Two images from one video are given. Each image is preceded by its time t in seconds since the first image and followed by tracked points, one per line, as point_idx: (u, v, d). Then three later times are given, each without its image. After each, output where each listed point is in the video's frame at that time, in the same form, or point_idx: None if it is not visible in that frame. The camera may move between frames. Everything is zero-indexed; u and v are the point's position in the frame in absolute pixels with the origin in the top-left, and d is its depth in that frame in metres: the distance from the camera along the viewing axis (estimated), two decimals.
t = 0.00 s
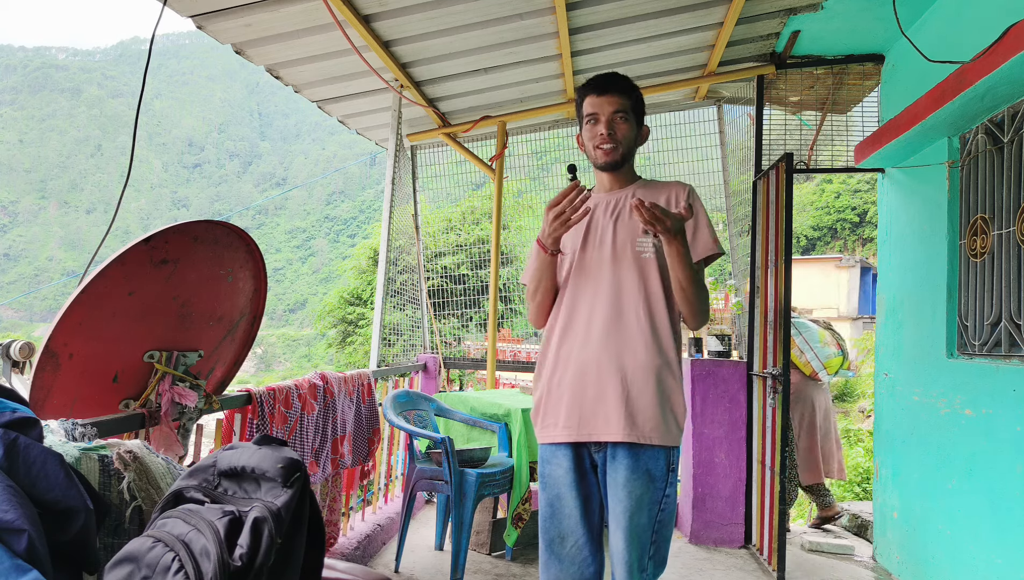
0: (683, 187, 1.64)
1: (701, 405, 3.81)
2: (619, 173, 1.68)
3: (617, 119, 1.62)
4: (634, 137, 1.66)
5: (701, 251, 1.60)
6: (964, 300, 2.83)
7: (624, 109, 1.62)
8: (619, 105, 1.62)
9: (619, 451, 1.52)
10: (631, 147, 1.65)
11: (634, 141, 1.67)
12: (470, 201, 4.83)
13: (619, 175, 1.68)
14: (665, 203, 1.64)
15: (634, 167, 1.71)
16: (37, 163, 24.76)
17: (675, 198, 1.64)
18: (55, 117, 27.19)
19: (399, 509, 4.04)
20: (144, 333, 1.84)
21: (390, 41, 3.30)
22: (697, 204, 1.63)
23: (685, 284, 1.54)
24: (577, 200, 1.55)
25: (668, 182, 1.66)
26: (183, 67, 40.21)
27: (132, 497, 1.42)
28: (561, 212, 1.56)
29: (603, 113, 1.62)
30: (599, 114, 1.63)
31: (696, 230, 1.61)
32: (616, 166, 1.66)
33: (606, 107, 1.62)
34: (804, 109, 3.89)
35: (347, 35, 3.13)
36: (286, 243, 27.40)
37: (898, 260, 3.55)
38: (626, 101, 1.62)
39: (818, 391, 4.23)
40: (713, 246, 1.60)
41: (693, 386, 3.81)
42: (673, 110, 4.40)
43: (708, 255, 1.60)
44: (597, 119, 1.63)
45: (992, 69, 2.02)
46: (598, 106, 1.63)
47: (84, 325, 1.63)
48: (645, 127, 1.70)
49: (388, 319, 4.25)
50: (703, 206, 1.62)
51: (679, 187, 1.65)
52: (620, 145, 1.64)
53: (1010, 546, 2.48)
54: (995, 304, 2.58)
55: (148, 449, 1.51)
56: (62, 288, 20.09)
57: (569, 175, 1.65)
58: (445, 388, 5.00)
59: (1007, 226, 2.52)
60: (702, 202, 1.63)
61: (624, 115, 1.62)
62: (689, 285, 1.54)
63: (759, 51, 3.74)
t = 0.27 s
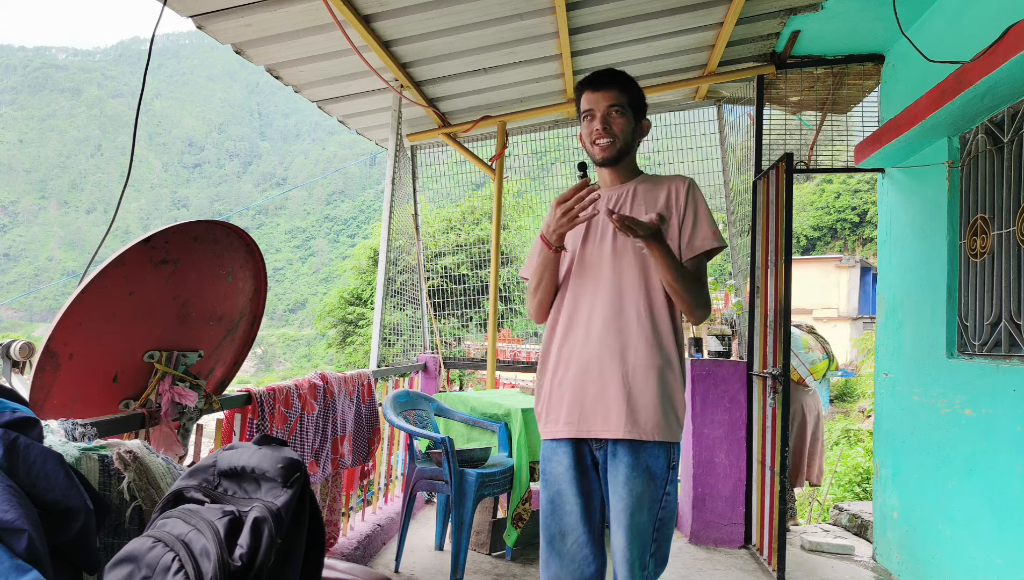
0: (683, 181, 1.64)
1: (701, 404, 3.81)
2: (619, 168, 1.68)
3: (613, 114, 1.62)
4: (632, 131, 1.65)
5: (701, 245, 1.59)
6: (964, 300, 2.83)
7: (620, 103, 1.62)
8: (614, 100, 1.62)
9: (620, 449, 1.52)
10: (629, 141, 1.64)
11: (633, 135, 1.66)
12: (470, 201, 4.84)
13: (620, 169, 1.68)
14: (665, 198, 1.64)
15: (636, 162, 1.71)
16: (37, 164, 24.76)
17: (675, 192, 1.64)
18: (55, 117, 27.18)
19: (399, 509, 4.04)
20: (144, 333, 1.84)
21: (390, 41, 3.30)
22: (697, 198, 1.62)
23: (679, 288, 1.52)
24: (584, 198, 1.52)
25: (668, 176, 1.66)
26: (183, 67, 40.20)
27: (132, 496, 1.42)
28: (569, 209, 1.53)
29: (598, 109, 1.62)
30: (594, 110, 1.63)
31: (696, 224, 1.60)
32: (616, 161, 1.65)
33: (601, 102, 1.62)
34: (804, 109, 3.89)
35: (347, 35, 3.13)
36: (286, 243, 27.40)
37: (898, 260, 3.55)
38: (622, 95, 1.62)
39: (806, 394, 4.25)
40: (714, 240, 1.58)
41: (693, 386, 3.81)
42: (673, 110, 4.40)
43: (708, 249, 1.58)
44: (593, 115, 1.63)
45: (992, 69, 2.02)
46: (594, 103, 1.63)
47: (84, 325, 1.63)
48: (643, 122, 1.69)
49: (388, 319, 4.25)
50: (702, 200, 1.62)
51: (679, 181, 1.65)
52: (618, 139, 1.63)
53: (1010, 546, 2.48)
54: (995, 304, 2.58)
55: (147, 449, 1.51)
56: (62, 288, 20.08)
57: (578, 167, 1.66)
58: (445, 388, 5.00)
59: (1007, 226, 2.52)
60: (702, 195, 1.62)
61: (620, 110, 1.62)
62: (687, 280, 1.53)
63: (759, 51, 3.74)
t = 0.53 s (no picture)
0: (684, 187, 1.63)
1: (701, 404, 3.81)
2: (621, 171, 1.67)
3: (609, 118, 1.62)
4: (630, 135, 1.65)
5: (700, 254, 1.59)
6: (964, 300, 2.83)
7: (615, 107, 1.62)
8: (611, 103, 1.62)
9: (619, 450, 1.52)
10: (629, 144, 1.65)
11: (632, 137, 1.66)
12: (470, 201, 4.84)
13: (622, 172, 1.68)
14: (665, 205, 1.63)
15: (639, 164, 1.70)
16: (37, 163, 24.76)
17: (676, 199, 1.63)
18: (55, 117, 27.18)
19: (399, 509, 4.04)
20: (144, 333, 1.84)
21: (391, 41, 3.30)
22: (697, 205, 1.61)
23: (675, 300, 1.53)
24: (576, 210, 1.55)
25: (669, 181, 1.66)
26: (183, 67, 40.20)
27: (132, 497, 1.42)
28: (563, 223, 1.56)
29: (594, 114, 1.63)
30: (591, 115, 1.63)
31: (696, 232, 1.60)
32: (616, 164, 1.66)
33: (597, 107, 1.62)
34: (804, 109, 3.89)
35: (347, 34, 3.13)
36: (286, 243, 27.40)
37: (898, 260, 3.55)
38: (618, 98, 1.62)
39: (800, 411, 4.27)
40: (714, 250, 1.58)
41: (693, 386, 3.81)
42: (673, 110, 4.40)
43: (708, 258, 1.58)
44: (590, 121, 1.64)
45: (992, 69, 2.02)
46: (590, 107, 1.63)
47: (84, 325, 1.63)
48: (643, 122, 1.69)
49: (388, 319, 4.24)
50: (703, 207, 1.61)
51: (680, 187, 1.64)
52: (616, 142, 1.64)
53: (1010, 546, 2.48)
54: (995, 304, 2.58)
55: (147, 449, 1.51)
56: (62, 288, 20.09)
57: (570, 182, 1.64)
58: (445, 388, 5.00)
59: (1007, 226, 2.52)
60: (703, 202, 1.61)
61: (616, 114, 1.62)
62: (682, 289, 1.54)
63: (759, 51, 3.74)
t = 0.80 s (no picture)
0: (684, 189, 1.63)
1: (701, 404, 3.81)
2: (621, 173, 1.68)
3: (612, 120, 1.62)
4: (632, 138, 1.65)
5: (699, 255, 1.59)
6: (964, 300, 2.83)
7: (620, 111, 1.62)
8: (615, 107, 1.62)
9: (619, 449, 1.52)
10: (630, 148, 1.65)
11: (634, 141, 1.67)
12: (471, 201, 4.84)
13: (622, 174, 1.68)
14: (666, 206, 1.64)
15: (639, 166, 1.70)
16: (38, 164, 24.76)
17: (675, 201, 1.63)
18: (55, 117, 27.18)
19: (399, 509, 4.04)
20: (144, 333, 1.84)
21: (391, 41, 3.30)
22: (697, 207, 1.61)
23: (675, 299, 1.53)
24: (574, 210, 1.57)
25: (669, 183, 1.66)
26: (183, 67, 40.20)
27: (132, 496, 1.42)
28: (563, 220, 1.58)
29: (597, 116, 1.62)
30: (593, 117, 1.63)
31: (696, 234, 1.60)
32: (616, 166, 1.66)
33: (600, 109, 1.62)
34: (804, 109, 3.89)
35: (347, 35, 3.13)
36: (286, 243, 27.40)
37: (898, 260, 3.55)
38: (622, 102, 1.62)
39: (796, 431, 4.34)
40: (713, 251, 1.58)
41: (693, 386, 3.81)
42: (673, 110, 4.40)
43: (706, 259, 1.58)
44: (593, 122, 1.64)
45: (992, 69, 2.02)
46: (593, 109, 1.63)
47: (84, 325, 1.63)
48: (645, 126, 1.69)
49: (388, 319, 4.24)
50: (702, 209, 1.61)
51: (679, 189, 1.64)
52: (619, 146, 1.64)
53: (1010, 546, 2.48)
54: (995, 304, 2.58)
55: (148, 449, 1.51)
56: (62, 288, 20.08)
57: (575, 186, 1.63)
58: (445, 388, 5.00)
59: (1008, 226, 2.52)
60: (702, 205, 1.62)
61: (619, 117, 1.62)
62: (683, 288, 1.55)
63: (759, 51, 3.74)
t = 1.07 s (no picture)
0: (682, 192, 1.65)
1: (701, 404, 3.81)
2: (621, 175, 1.68)
3: (621, 123, 1.62)
4: (637, 142, 1.66)
5: (698, 258, 1.62)
6: (964, 300, 2.83)
7: (629, 114, 1.62)
8: (624, 110, 1.62)
9: (623, 449, 1.52)
10: (635, 152, 1.66)
11: (637, 146, 1.68)
12: (471, 201, 4.84)
13: (621, 178, 1.68)
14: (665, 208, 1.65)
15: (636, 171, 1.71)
16: (37, 163, 24.76)
17: (674, 203, 1.65)
18: (55, 117, 27.16)
19: (399, 509, 4.04)
20: (144, 333, 1.84)
21: (391, 41, 3.30)
22: (696, 211, 1.64)
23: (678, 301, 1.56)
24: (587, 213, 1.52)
25: (668, 186, 1.67)
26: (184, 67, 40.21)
27: (132, 497, 1.42)
28: (576, 224, 1.53)
29: (606, 117, 1.62)
30: (602, 118, 1.62)
31: (695, 236, 1.63)
32: (618, 169, 1.66)
33: (610, 111, 1.62)
34: (804, 109, 3.89)
35: (347, 34, 3.13)
36: (286, 243, 27.40)
37: (898, 260, 3.55)
38: (632, 106, 1.62)
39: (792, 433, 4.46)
40: (710, 254, 1.61)
41: (693, 386, 3.81)
42: (673, 110, 4.40)
43: (705, 262, 1.61)
44: (602, 123, 1.63)
45: (992, 69, 2.02)
46: (602, 110, 1.62)
47: (84, 325, 1.63)
48: (648, 133, 1.71)
49: (388, 319, 4.24)
50: (699, 212, 1.64)
51: (679, 192, 1.66)
52: (624, 149, 1.64)
53: (1010, 546, 2.48)
54: (995, 304, 2.58)
55: (147, 449, 1.51)
56: (62, 288, 20.08)
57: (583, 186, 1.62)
58: (445, 388, 5.00)
59: (1008, 226, 2.52)
60: (700, 210, 1.65)
61: (628, 120, 1.62)
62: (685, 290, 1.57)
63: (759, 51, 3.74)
